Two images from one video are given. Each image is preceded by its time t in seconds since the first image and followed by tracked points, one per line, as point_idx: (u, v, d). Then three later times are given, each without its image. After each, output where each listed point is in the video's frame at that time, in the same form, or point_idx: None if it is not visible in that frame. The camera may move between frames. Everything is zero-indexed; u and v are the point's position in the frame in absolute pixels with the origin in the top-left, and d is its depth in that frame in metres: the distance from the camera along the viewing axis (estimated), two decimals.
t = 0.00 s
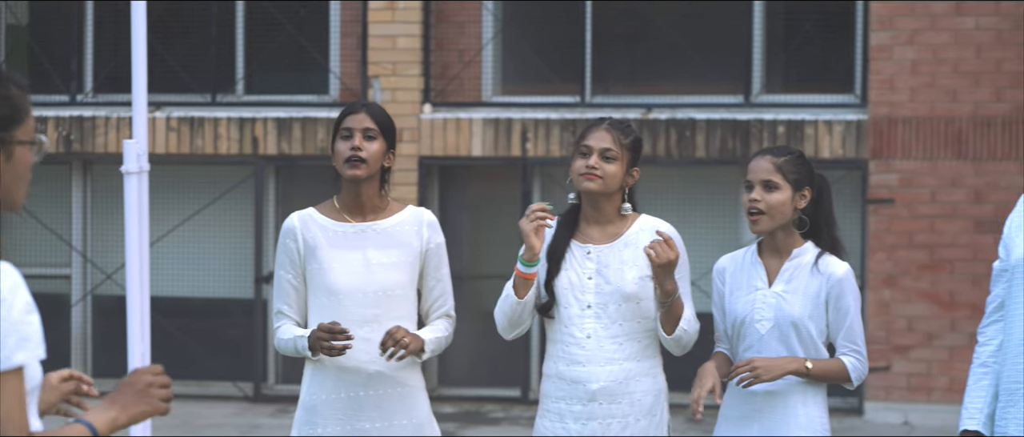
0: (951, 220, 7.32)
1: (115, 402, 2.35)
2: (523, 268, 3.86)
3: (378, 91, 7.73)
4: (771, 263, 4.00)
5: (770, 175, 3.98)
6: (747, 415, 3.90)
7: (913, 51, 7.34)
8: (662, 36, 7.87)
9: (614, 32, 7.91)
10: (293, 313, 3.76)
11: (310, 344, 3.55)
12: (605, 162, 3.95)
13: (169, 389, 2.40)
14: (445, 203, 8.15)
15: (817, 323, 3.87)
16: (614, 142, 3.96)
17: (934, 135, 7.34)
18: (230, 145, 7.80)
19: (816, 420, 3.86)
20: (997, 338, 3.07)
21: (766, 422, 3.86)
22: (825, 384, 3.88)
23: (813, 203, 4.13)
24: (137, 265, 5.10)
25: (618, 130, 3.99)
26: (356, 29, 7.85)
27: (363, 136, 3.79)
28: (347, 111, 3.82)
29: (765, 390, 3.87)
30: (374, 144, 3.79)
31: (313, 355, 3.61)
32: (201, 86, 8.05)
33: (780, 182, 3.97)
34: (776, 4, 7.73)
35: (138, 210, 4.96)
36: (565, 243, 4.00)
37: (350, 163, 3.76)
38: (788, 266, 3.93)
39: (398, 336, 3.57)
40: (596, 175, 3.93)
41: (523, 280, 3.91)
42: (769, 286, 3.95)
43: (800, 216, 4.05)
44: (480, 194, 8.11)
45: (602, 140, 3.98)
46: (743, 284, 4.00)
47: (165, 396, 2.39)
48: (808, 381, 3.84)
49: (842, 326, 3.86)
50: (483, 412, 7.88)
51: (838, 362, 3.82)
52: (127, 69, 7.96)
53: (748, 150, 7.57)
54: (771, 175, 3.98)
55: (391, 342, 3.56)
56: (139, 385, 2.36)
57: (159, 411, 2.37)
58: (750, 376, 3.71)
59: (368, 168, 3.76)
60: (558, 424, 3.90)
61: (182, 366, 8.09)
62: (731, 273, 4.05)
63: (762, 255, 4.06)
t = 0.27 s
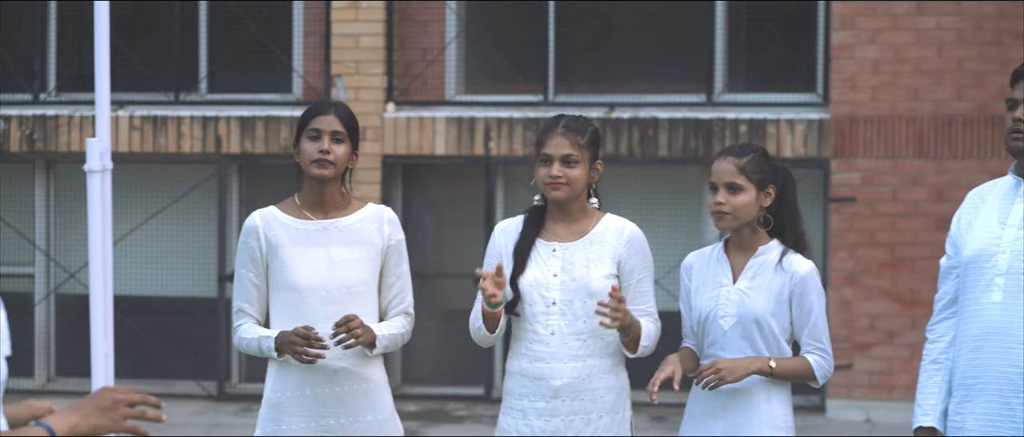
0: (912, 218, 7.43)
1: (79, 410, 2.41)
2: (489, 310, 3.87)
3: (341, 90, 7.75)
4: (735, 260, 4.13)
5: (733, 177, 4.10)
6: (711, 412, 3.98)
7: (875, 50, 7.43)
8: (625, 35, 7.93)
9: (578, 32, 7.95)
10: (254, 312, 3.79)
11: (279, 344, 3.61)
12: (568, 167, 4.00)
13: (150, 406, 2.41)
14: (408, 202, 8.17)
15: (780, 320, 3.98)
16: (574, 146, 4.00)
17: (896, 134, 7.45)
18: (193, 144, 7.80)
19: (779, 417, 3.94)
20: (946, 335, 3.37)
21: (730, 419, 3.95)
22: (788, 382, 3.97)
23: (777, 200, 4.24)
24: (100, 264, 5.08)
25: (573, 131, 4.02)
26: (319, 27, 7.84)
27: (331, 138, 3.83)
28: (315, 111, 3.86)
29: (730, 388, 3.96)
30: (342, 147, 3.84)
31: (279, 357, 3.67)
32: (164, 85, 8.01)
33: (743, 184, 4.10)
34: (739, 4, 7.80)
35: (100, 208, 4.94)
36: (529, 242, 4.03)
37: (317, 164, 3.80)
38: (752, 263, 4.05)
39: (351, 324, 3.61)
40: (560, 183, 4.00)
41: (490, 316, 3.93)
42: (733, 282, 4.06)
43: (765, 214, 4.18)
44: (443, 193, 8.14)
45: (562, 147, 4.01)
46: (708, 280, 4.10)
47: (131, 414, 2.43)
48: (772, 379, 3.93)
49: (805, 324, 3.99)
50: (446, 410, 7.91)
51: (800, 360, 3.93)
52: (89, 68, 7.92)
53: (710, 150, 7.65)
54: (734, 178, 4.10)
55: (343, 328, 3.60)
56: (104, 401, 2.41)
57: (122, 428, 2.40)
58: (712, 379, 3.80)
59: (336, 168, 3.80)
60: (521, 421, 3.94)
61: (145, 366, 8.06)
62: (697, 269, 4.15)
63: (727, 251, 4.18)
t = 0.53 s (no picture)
0: (878, 219, 7.48)
1: (62, 399, 2.32)
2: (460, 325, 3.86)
3: (308, 91, 7.72)
4: (707, 262, 4.15)
5: (706, 182, 4.12)
6: (684, 411, 4.00)
7: (840, 52, 7.49)
8: (592, 36, 7.94)
9: (544, 34, 7.97)
10: (219, 313, 3.77)
11: (244, 347, 3.59)
12: (534, 173, 3.98)
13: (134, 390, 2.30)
14: (375, 203, 8.15)
15: (754, 320, 4.01)
16: (537, 152, 3.96)
17: (861, 135, 7.50)
18: (160, 145, 7.75)
19: (752, 416, 3.96)
20: (903, 336, 3.51)
21: (702, 418, 3.97)
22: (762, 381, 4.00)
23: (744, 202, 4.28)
24: (67, 265, 5.03)
25: (536, 137, 3.98)
26: (287, 28, 7.80)
27: (307, 141, 3.83)
28: (291, 112, 3.83)
29: (702, 388, 3.98)
30: (317, 149, 3.83)
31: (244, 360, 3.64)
32: (131, 85, 7.94)
33: (716, 188, 4.12)
34: (705, 6, 7.83)
35: (67, 209, 4.89)
36: (500, 243, 4.03)
37: (292, 166, 3.78)
38: (725, 264, 4.08)
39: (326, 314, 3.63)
40: (529, 191, 3.98)
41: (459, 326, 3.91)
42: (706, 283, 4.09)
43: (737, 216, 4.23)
44: (411, 195, 8.13)
45: (524, 153, 3.98)
46: (680, 281, 4.13)
47: (117, 398, 2.33)
48: (745, 379, 3.95)
49: (779, 324, 4.02)
50: (414, 411, 7.90)
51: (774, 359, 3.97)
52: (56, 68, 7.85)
53: (677, 151, 7.69)
54: (707, 182, 4.12)
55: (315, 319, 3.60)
56: (87, 388, 2.32)
57: (107, 413, 2.31)
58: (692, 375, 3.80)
59: (311, 171, 3.80)
60: (491, 421, 3.94)
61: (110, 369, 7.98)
62: (668, 271, 4.18)
63: (698, 254, 4.20)
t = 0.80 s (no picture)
0: (843, 220, 7.52)
1: (39, 376, 2.18)
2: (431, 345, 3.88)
3: (274, 92, 7.67)
4: (681, 262, 4.16)
5: (682, 180, 4.12)
6: (662, 411, 4.04)
7: (805, 53, 7.51)
8: (558, 37, 7.93)
9: (510, 36, 7.95)
10: (188, 312, 3.73)
11: (212, 349, 3.54)
12: (502, 173, 3.94)
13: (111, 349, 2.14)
14: (341, 204, 8.10)
15: (731, 318, 4.06)
16: (507, 153, 3.93)
17: (826, 136, 7.53)
18: (125, 146, 7.69)
19: (728, 414, 4.03)
20: (859, 337, 3.53)
21: (682, 417, 4.01)
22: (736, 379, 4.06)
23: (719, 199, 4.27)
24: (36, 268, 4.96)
25: (506, 138, 3.95)
26: (252, 29, 7.74)
27: (283, 140, 3.79)
28: (265, 112, 3.80)
29: (681, 387, 4.02)
30: (292, 150, 3.80)
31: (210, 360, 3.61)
32: (96, 87, 7.87)
33: (692, 187, 4.12)
34: (670, 7, 7.83)
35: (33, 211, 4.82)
36: (470, 243, 4.00)
37: (268, 165, 3.75)
38: (701, 263, 4.11)
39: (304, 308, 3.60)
40: (496, 190, 3.94)
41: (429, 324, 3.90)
42: (681, 283, 4.10)
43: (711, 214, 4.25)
44: (376, 197, 8.08)
45: (494, 153, 3.95)
46: (653, 281, 4.14)
47: (93, 365, 2.18)
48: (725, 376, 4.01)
49: (752, 323, 4.08)
50: (380, 412, 7.87)
51: (750, 356, 4.01)
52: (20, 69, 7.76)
53: (643, 152, 7.72)
54: (683, 180, 4.12)
55: (300, 314, 3.58)
56: (62, 359, 2.17)
57: (86, 382, 2.16)
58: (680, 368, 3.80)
59: (286, 170, 3.78)
60: (462, 421, 3.92)
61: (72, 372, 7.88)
62: (639, 271, 4.18)
63: (671, 255, 4.21)
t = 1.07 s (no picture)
0: (813, 220, 7.57)
1: (10, 372, 2.15)
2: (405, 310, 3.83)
3: (245, 92, 7.56)
4: (658, 261, 4.19)
5: (660, 177, 4.14)
6: (642, 409, 4.06)
7: (776, 54, 7.55)
8: (530, 38, 7.94)
9: (482, 38, 7.97)
10: (167, 312, 3.74)
11: (191, 350, 3.54)
12: (484, 171, 3.96)
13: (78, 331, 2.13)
14: (313, 205, 8.09)
15: (709, 317, 4.11)
16: (491, 150, 3.96)
17: (796, 137, 7.58)
18: (97, 146, 7.61)
19: (706, 411, 4.07)
20: (823, 336, 3.56)
21: (662, 414, 4.04)
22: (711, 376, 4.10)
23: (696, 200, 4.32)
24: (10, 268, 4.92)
25: (491, 136, 3.98)
26: (223, 29, 7.70)
27: (262, 139, 3.84)
28: (244, 111, 3.84)
29: (662, 385, 4.05)
30: (271, 149, 3.85)
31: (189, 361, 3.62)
32: (68, 87, 7.82)
33: (670, 184, 4.14)
34: (641, 8, 7.85)
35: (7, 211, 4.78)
36: (444, 243, 4.00)
37: (248, 164, 3.79)
38: (678, 263, 4.15)
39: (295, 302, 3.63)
40: (478, 186, 3.96)
41: (407, 316, 3.90)
42: (659, 282, 4.13)
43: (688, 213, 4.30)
44: (349, 197, 8.08)
45: (479, 150, 3.97)
46: (631, 281, 4.16)
47: (62, 354, 2.17)
48: (703, 374, 4.06)
49: (729, 322, 4.14)
50: (352, 412, 7.84)
51: (727, 354, 4.08)
52: None
53: (614, 153, 7.74)
54: (661, 178, 4.14)
55: (290, 308, 3.60)
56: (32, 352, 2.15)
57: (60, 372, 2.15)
58: (665, 363, 3.84)
59: (266, 169, 3.81)
60: (438, 420, 3.92)
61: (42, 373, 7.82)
62: (616, 271, 4.19)
63: (647, 254, 4.23)
